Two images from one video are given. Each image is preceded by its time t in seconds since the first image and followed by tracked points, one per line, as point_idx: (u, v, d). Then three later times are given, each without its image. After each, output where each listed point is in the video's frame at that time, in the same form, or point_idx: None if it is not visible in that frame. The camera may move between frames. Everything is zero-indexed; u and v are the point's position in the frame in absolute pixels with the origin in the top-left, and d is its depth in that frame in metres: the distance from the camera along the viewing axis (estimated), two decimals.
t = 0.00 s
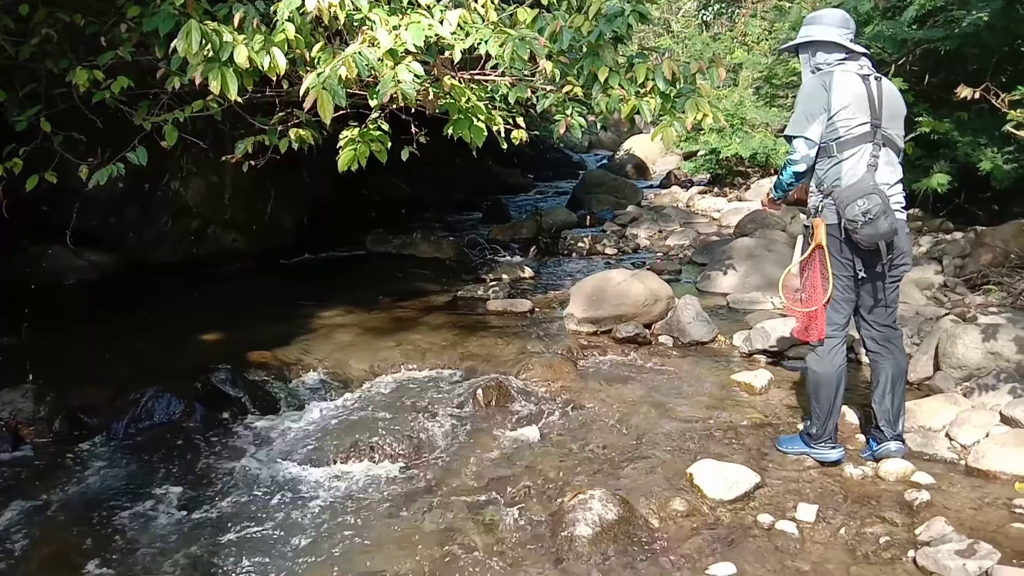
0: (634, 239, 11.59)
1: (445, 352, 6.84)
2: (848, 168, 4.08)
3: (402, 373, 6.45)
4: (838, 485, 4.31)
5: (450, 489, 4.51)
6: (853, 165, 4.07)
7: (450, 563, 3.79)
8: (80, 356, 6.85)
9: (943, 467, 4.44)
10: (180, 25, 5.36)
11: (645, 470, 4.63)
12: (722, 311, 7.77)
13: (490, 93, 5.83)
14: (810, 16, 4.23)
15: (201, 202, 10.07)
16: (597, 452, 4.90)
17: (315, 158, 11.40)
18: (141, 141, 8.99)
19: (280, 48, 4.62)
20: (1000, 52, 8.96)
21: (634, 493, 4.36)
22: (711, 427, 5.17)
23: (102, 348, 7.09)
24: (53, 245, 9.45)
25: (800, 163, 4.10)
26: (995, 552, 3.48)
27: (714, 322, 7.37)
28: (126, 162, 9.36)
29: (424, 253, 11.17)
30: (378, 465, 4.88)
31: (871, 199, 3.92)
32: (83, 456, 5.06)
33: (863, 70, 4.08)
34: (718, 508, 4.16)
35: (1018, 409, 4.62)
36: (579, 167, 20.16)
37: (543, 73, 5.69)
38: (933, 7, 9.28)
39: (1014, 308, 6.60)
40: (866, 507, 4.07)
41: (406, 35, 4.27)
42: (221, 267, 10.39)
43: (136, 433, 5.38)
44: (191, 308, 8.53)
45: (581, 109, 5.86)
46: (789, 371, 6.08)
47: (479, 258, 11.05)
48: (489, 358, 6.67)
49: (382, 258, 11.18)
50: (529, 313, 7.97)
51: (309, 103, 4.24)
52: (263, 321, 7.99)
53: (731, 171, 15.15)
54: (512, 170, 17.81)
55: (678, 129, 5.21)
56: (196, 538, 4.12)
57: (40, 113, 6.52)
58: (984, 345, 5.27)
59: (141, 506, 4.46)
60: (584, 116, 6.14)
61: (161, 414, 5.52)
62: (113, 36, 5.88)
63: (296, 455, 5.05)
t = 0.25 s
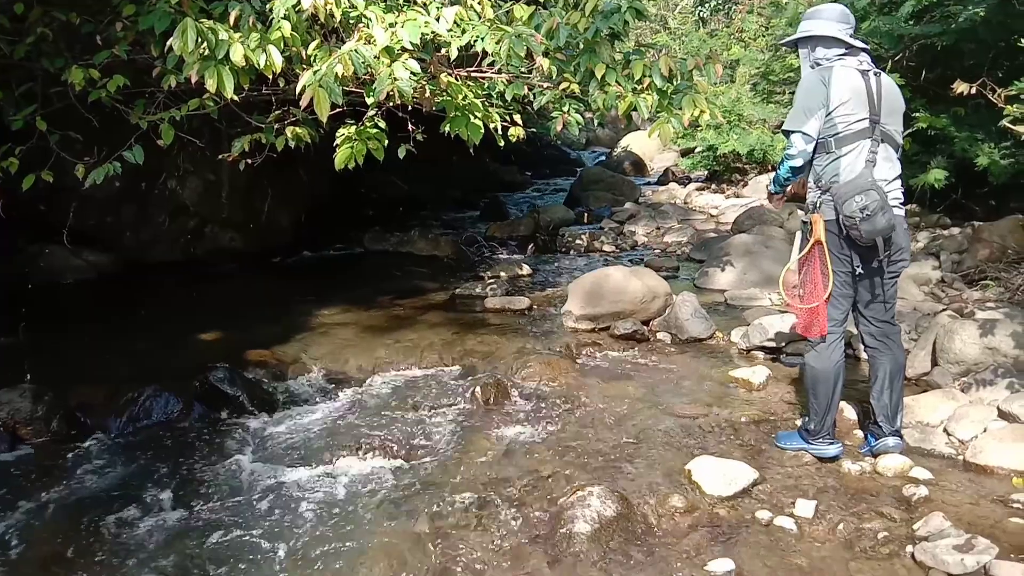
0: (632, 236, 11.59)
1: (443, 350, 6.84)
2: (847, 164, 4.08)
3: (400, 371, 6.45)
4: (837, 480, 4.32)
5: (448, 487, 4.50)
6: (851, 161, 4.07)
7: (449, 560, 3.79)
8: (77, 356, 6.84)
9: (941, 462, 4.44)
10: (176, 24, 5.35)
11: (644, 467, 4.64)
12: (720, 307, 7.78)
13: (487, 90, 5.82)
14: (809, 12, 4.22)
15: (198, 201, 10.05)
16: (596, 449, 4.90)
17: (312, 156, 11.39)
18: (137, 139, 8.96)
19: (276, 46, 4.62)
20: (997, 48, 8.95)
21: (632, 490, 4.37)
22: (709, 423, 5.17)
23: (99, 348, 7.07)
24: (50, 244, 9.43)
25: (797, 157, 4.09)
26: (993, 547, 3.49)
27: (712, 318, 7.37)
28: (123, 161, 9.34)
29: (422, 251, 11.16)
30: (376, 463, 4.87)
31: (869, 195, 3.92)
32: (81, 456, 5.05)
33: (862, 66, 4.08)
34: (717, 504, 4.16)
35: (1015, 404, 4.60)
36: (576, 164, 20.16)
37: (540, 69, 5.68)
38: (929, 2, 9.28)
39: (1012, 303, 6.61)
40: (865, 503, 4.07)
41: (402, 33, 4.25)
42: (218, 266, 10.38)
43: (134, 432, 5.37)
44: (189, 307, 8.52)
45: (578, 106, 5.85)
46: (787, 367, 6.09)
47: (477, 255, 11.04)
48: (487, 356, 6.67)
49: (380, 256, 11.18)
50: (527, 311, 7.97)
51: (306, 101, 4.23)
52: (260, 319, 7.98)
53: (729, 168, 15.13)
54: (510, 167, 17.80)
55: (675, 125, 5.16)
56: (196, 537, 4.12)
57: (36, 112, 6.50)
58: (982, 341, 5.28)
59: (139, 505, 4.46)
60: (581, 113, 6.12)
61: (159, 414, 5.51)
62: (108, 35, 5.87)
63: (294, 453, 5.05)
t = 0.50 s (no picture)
0: (630, 235, 11.59)
1: (441, 349, 6.84)
2: (845, 163, 4.09)
3: (398, 370, 6.44)
4: (834, 479, 4.32)
5: (446, 487, 4.50)
6: (849, 160, 4.08)
7: (447, 560, 3.79)
8: (75, 355, 6.83)
9: (938, 461, 4.45)
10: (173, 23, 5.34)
11: (641, 466, 4.64)
12: (718, 306, 7.78)
13: (485, 89, 5.81)
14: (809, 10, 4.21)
15: (196, 200, 10.04)
16: (593, 448, 4.90)
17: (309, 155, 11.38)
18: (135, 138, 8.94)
19: (274, 45, 4.61)
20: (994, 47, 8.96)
21: (630, 489, 4.37)
22: (707, 422, 5.17)
23: (98, 347, 7.06)
24: (47, 244, 9.42)
25: (795, 156, 4.09)
26: (990, 546, 3.49)
27: (710, 317, 7.38)
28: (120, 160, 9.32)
29: (420, 251, 11.15)
30: (373, 463, 4.87)
31: (867, 195, 3.92)
32: (79, 455, 5.05)
33: (861, 64, 4.09)
34: (714, 503, 4.17)
35: (1013, 403, 4.62)
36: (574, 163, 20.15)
37: (538, 69, 5.67)
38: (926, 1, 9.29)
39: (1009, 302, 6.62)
40: (862, 501, 4.08)
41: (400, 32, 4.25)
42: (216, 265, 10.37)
43: (132, 432, 5.37)
44: (186, 306, 8.51)
45: (576, 105, 5.84)
46: (784, 366, 6.09)
47: (475, 255, 11.04)
48: (485, 355, 6.67)
49: (378, 256, 11.18)
50: (524, 310, 7.97)
51: (303, 100, 4.22)
52: (258, 319, 7.98)
53: (727, 167, 15.10)
54: (508, 166, 17.80)
55: (672, 124, 5.13)
56: (195, 537, 4.11)
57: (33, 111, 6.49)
58: (979, 339, 5.29)
59: (137, 505, 4.45)
60: (578, 112, 6.12)
61: (157, 413, 5.51)
62: (105, 34, 5.86)
63: (292, 453, 5.05)
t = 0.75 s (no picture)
0: (626, 237, 11.60)
1: (437, 351, 6.83)
2: (841, 164, 4.09)
3: (395, 372, 6.43)
4: (831, 480, 4.33)
5: (443, 488, 4.50)
6: (844, 161, 4.09)
7: (443, 562, 3.78)
8: (71, 358, 6.81)
9: (935, 461, 4.45)
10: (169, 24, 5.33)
11: (638, 467, 4.64)
12: (715, 307, 7.79)
13: (481, 90, 5.82)
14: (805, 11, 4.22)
15: (192, 202, 10.02)
16: (590, 449, 4.90)
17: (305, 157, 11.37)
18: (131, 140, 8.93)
19: (270, 47, 4.61)
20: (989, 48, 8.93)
21: (627, 490, 4.37)
22: (704, 423, 5.17)
23: (94, 349, 7.05)
24: (43, 246, 9.40)
25: (792, 157, 4.10)
26: (986, 546, 3.50)
27: (706, 318, 7.38)
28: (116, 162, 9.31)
29: (416, 252, 11.15)
30: (370, 465, 4.86)
31: (863, 195, 3.93)
32: (75, 458, 5.03)
33: (857, 65, 4.09)
34: (711, 504, 4.17)
35: (1009, 403, 4.62)
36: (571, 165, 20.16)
37: (534, 70, 5.68)
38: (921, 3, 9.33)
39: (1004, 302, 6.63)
40: (859, 502, 4.08)
41: (396, 33, 4.25)
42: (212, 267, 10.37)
43: (128, 434, 5.36)
44: (182, 308, 8.50)
45: (572, 107, 5.85)
46: (781, 366, 6.09)
47: (471, 256, 11.04)
48: (482, 357, 6.67)
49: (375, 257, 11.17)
50: (521, 312, 7.97)
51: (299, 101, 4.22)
52: (254, 321, 7.97)
53: (723, 168, 15.13)
54: (504, 168, 17.80)
55: (669, 126, 5.13)
56: (191, 540, 4.10)
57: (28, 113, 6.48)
58: (975, 339, 5.30)
59: (134, 508, 4.44)
60: (575, 114, 6.13)
61: (153, 416, 5.50)
62: (101, 36, 5.85)
63: (289, 455, 5.04)
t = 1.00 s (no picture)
0: (627, 236, 11.60)
1: (438, 350, 6.84)
2: (841, 162, 4.09)
3: (396, 371, 6.44)
4: (832, 478, 4.33)
5: (445, 487, 4.50)
6: (845, 159, 4.08)
7: (445, 561, 3.78)
8: (72, 358, 6.82)
9: (936, 459, 4.45)
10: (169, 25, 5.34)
11: (639, 465, 4.64)
12: (716, 306, 7.79)
13: (481, 90, 5.82)
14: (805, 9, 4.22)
15: (192, 202, 10.02)
16: (591, 448, 4.90)
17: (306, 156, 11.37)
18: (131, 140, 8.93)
19: (270, 47, 4.60)
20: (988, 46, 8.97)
21: (628, 489, 4.37)
22: (705, 422, 5.18)
23: (95, 349, 7.06)
24: (44, 246, 9.40)
25: (794, 156, 4.11)
26: (987, 543, 3.50)
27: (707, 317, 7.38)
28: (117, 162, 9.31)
29: (417, 252, 11.15)
30: (371, 464, 4.87)
31: (864, 194, 3.93)
32: (76, 458, 5.04)
33: (857, 64, 4.09)
34: (712, 502, 4.17)
35: (1010, 401, 4.64)
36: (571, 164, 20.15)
37: (534, 69, 5.67)
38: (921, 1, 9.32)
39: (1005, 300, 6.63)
40: (860, 500, 4.08)
41: (396, 33, 4.25)
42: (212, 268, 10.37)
43: (130, 434, 5.36)
44: (183, 308, 8.50)
45: (572, 106, 5.86)
46: (782, 365, 6.09)
47: (472, 256, 11.04)
48: (483, 356, 6.67)
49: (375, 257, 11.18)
50: (522, 311, 7.96)
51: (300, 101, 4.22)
52: (255, 321, 7.97)
53: (724, 166, 15.12)
54: (505, 167, 17.80)
55: (669, 125, 5.14)
56: (193, 540, 4.10)
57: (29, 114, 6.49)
58: (976, 337, 5.30)
59: (135, 507, 4.45)
60: (575, 113, 6.13)
61: (154, 415, 5.51)
62: (101, 36, 5.86)
63: (290, 454, 5.05)
